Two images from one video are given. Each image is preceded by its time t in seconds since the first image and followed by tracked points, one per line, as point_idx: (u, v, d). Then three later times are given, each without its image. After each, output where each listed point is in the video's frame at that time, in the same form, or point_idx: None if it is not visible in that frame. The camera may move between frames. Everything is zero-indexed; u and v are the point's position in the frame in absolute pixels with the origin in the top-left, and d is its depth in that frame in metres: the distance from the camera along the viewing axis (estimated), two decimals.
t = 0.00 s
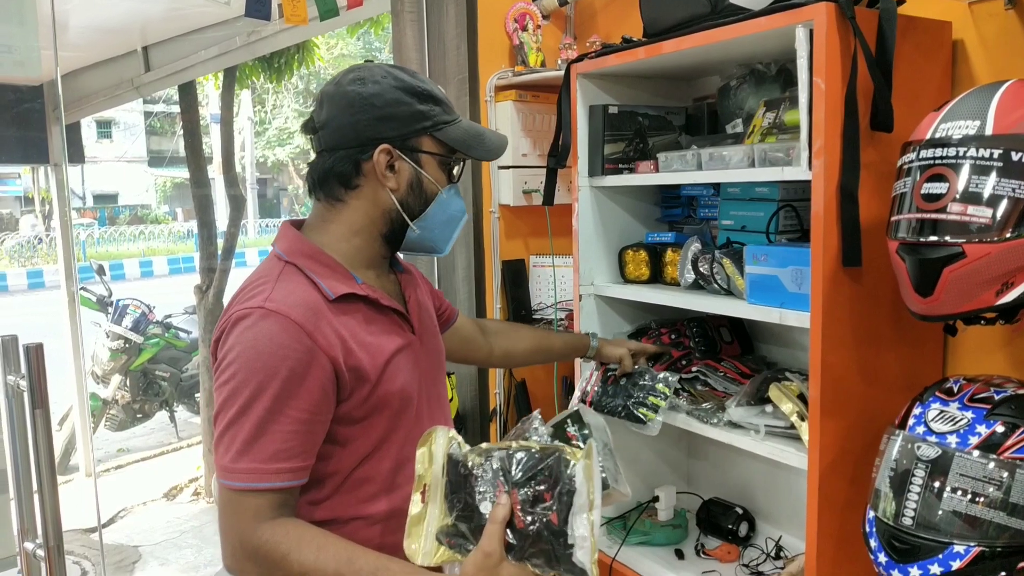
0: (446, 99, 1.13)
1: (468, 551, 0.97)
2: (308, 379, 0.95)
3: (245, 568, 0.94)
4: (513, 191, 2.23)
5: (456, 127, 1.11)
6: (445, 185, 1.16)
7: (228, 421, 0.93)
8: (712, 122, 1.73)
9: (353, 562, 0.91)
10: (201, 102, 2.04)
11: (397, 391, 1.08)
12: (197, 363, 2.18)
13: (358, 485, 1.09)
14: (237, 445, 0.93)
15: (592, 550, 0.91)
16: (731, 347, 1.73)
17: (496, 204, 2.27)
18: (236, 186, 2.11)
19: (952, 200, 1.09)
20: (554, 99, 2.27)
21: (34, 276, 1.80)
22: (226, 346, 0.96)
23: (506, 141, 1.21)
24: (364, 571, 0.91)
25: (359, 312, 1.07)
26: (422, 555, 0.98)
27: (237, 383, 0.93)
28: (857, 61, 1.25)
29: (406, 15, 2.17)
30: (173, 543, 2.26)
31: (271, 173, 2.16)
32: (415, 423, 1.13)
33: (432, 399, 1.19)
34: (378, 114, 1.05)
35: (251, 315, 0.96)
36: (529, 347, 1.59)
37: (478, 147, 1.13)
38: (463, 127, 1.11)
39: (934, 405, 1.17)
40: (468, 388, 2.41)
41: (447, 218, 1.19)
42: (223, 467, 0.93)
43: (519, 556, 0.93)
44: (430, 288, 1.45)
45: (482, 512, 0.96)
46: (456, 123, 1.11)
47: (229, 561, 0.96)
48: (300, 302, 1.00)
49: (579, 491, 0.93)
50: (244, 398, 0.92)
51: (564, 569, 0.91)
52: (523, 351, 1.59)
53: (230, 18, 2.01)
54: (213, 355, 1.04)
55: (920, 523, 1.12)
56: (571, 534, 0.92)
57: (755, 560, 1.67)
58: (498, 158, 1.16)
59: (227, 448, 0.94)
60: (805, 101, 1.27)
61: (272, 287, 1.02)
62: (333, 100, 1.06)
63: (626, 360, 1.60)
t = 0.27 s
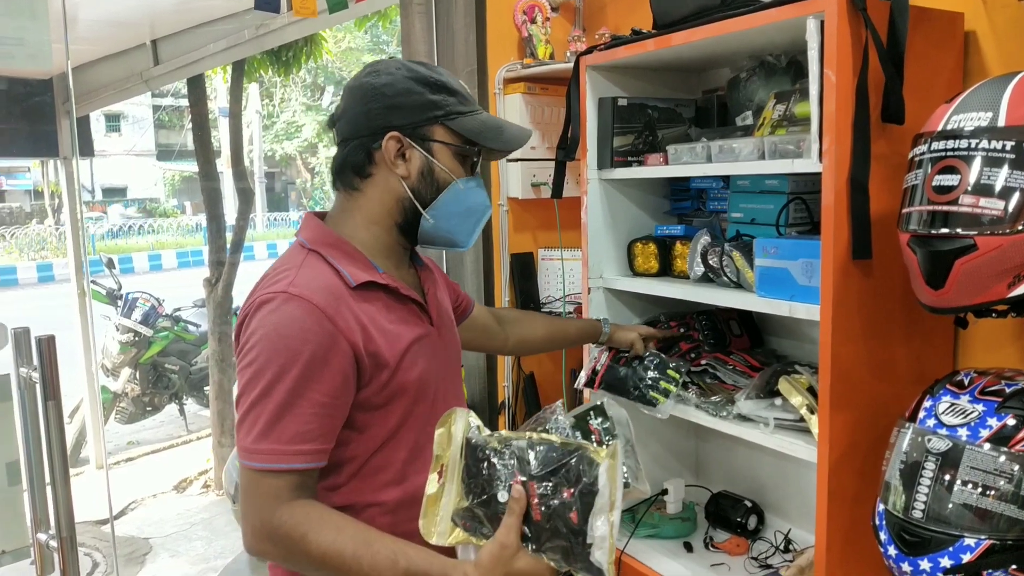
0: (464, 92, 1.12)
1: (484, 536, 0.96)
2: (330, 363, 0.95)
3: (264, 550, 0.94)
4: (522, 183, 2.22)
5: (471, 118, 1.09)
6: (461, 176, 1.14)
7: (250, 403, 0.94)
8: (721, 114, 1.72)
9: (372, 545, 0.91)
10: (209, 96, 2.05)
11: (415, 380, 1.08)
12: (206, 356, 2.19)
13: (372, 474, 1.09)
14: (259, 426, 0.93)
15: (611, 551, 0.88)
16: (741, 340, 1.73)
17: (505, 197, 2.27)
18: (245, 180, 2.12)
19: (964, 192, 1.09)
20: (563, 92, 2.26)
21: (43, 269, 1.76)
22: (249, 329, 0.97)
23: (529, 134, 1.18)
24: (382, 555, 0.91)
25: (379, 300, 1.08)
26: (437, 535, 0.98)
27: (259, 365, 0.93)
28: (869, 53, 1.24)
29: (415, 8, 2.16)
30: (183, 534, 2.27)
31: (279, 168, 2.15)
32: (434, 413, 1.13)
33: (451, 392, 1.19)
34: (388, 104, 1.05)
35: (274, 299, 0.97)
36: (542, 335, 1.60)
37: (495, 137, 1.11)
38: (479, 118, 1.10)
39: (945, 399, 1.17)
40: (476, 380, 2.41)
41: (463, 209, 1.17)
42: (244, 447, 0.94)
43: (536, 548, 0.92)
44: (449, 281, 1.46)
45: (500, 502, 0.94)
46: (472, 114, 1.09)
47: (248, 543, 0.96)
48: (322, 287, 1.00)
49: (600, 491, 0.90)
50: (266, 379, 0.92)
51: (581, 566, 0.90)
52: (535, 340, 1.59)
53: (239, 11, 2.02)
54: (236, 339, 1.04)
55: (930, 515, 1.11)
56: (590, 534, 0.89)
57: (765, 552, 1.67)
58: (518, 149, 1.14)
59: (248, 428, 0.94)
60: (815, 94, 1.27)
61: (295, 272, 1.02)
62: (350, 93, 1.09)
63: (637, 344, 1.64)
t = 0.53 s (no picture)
0: (482, 88, 1.13)
1: (501, 524, 0.93)
2: (349, 349, 0.95)
3: (283, 535, 0.94)
4: (532, 177, 2.22)
5: (485, 111, 1.10)
6: (475, 169, 1.14)
7: (270, 389, 0.94)
8: (732, 106, 1.71)
9: (391, 532, 0.92)
10: (219, 90, 2.07)
11: (430, 369, 1.09)
12: (217, 350, 2.20)
13: (384, 464, 1.09)
14: (279, 411, 0.93)
15: (631, 548, 0.87)
16: (751, 333, 1.73)
17: (514, 191, 2.27)
18: (255, 174, 2.12)
19: (978, 183, 1.07)
20: (573, 85, 2.26)
21: (56, 264, 1.71)
22: (270, 315, 0.97)
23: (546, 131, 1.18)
24: (400, 541, 0.92)
25: (397, 290, 1.08)
26: (454, 519, 0.94)
27: (280, 351, 0.93)
28: (882, 43, 1.23)
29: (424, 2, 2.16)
30: (194, 528, 2.28)
31: (289, 162, 2.16)
32: (448, 405, 1.14)
33: (465, 384, 1.19)
34: (402, 94, 1.07)
35: (294, 285, 0.97)
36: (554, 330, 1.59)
37: (511, 132, 1.10)
38: (493, 111, 1.10)
39: (958, 391, 1.16)
40: (487, 372, 2.41)
41: (477, 205, 1.16)
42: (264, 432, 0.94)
43: (554, 540, 0.90)
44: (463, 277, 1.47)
45: (521, 491, 0.91)
46: (486, 107, 1.10)
47: (267, 530, 0.96)
48: (341, 275, 1.00)
49: (624, 488, 0.88)
50: (286, 365, 0.93)
51: (600, 561, 0.88)
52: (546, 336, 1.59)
53: (247, 5, 2.00)
54: (254, 327, 1.05)
55: (943, 508, 1.10)
56: (612, 530, 0.87)
57: (776, 546, 1.67)
58: (534, 143, 1.12)
59: (268, 414, 0.95)
60: (828, 85, 1.26)
61: (315, 259, 1.03)
62: (368, 86, 1.11)
63: (648, 336, 1.64)
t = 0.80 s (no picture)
0: (472, 86, 1.07)
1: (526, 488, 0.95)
2: (353, 347, 0.95)
3: (302, 534, 0.94)
4: (541, 175, 2.22)
5: (464, 115, 1.05)
6: (452, 174, 1.11)
7: (278, 390, 0.94)
8: (742, 104, 1.70)
9: (407, 513, 0.91)
10: (228, 89, 2.07)
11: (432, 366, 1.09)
12: (226, 349, 2.20)
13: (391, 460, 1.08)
14: (288, 412, 0.93)
15: (651, 527, 0.85)
16: (761, 333, 1.73)
17: (523, 189, 2.27)
18: (264, 173, 2.12)
19: (991, 182, 1.07)
20: (582, 83, 2.26)
21: (65, 263, 1.68)
22: (272, 318, 0.97)
23: (539, 132, 1.09)
24: (417, 520, 0.91)
25: (399, 287, 1.08)
26: (478, 478, 0.97)
27: (285, 351, 0.93)
28: (893, 41, 1.22)
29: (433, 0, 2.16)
30: (203, 525, 2.28)
31: (297, 160, 2.17)
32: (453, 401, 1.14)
33: (467, 380, 1.19)
34: (384, 97, 1.06)
35: (296, 287, 0.97)
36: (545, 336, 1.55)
37: (486, 140, 1.05)
38: (472, 116, 1.05)
39: (969, 391, 1.16)
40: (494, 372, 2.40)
41: (456, 210, 1.13)
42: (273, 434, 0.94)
43: (576, 509, 0.89)
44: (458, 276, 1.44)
45: (546, 460, 0.92)
46: (466, 111, 1.05)
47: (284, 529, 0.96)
48: (343, 275, 1.01)
49: (649, 468, 0.86)
50: (292, 365, 0.93)
51: (618, 536, 0.87)
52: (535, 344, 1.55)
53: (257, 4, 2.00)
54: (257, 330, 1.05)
55: (953, 509, 1.10)
56: (633, 507, 0.86)
57: (785, 546, 1.67)
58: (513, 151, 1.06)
59: (276, 415, 0.94)
60: (839, 84, 1.25)
61: (315, 261, 1.03)
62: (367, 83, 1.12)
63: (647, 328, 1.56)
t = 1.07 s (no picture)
0: (428, 74, 0.95)
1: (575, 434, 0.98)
2: (347, 350, 0.88)
3: (354, 538, 0.89)
4: (546, 174, 2.22)
5: (416, 107, 0.94)
6: (420, 170, 1.00)
7: (281, 406, 0.87)
8: (747, 104, 1.69)
9: (449, 488, 0.90)
10: (232, 87, 2.06)
11: (431, 369, 0.99)
12: (228, 346, 2.22)
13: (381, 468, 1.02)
14: (305, 424, 0.86)
15: (695, 486, 0.88)
16: (765, 333, 1.73)
17: (528, 188, 2.27)
18: (268, 170, 2.13)
19: (997, 182, 1.06)
20: (587, 82, 2.26)
21: (69, 259, 1.70)
22: (262, 335, 0.89)
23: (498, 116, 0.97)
24: (464, 494, 0.90)
25: (390, 286, 0.99)
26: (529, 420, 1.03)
27: (280, 366, 0.86)
28: (900, 41, 1.22)
29: None
30: (204, 522, 2.29)
31: (301, 158, 2.17)
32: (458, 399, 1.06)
33: (468, 381, 1.10)
34: (336, 98, 0.98)
35: (282, 296, 0.90)
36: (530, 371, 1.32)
37: (442, 130, 0.94)
38: (425, 108, 0.94)
39: (975, 392, 1.15)
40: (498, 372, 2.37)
41: (427, 206, 1.02)
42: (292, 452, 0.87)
43: (618, 460, 0.89)
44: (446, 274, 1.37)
45: (594, 410, 0.95)
46: (418, 103, 0.94)
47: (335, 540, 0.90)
48: (327, 278, 0.92)
49: (697, 427, 0.88)
50: (292, 379, 0.86)
51: (662, 492, 0.88)
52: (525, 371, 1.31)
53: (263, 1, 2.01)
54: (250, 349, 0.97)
55: (958, 510, 1.10)
56: (678, 465, 0.88)
57: (788, 547, 1.67)
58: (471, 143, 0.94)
59: (286, 436, 0.88)
60: (845, 84, 1.25)
61: (297, 268, 0.94)
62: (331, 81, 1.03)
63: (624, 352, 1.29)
